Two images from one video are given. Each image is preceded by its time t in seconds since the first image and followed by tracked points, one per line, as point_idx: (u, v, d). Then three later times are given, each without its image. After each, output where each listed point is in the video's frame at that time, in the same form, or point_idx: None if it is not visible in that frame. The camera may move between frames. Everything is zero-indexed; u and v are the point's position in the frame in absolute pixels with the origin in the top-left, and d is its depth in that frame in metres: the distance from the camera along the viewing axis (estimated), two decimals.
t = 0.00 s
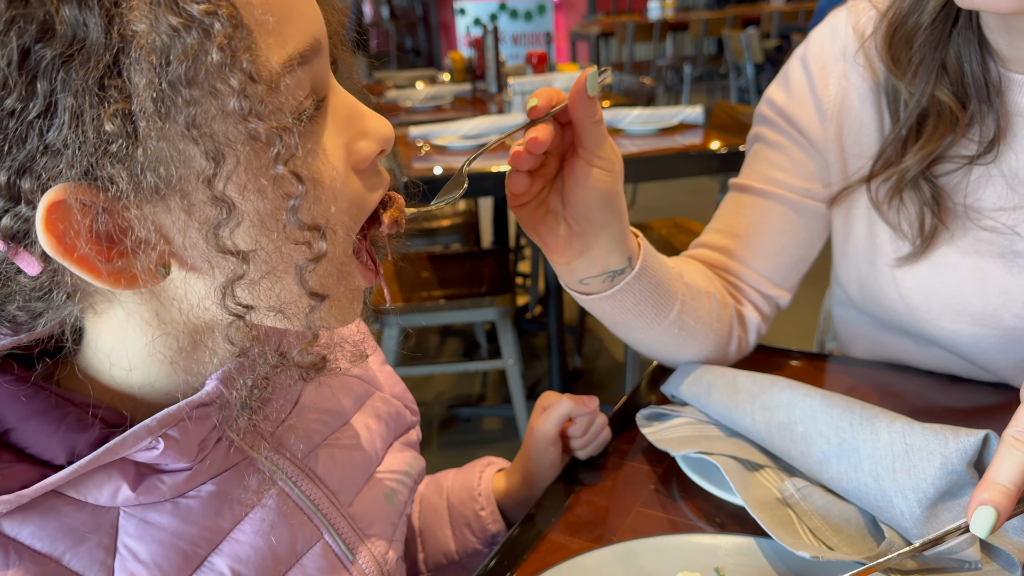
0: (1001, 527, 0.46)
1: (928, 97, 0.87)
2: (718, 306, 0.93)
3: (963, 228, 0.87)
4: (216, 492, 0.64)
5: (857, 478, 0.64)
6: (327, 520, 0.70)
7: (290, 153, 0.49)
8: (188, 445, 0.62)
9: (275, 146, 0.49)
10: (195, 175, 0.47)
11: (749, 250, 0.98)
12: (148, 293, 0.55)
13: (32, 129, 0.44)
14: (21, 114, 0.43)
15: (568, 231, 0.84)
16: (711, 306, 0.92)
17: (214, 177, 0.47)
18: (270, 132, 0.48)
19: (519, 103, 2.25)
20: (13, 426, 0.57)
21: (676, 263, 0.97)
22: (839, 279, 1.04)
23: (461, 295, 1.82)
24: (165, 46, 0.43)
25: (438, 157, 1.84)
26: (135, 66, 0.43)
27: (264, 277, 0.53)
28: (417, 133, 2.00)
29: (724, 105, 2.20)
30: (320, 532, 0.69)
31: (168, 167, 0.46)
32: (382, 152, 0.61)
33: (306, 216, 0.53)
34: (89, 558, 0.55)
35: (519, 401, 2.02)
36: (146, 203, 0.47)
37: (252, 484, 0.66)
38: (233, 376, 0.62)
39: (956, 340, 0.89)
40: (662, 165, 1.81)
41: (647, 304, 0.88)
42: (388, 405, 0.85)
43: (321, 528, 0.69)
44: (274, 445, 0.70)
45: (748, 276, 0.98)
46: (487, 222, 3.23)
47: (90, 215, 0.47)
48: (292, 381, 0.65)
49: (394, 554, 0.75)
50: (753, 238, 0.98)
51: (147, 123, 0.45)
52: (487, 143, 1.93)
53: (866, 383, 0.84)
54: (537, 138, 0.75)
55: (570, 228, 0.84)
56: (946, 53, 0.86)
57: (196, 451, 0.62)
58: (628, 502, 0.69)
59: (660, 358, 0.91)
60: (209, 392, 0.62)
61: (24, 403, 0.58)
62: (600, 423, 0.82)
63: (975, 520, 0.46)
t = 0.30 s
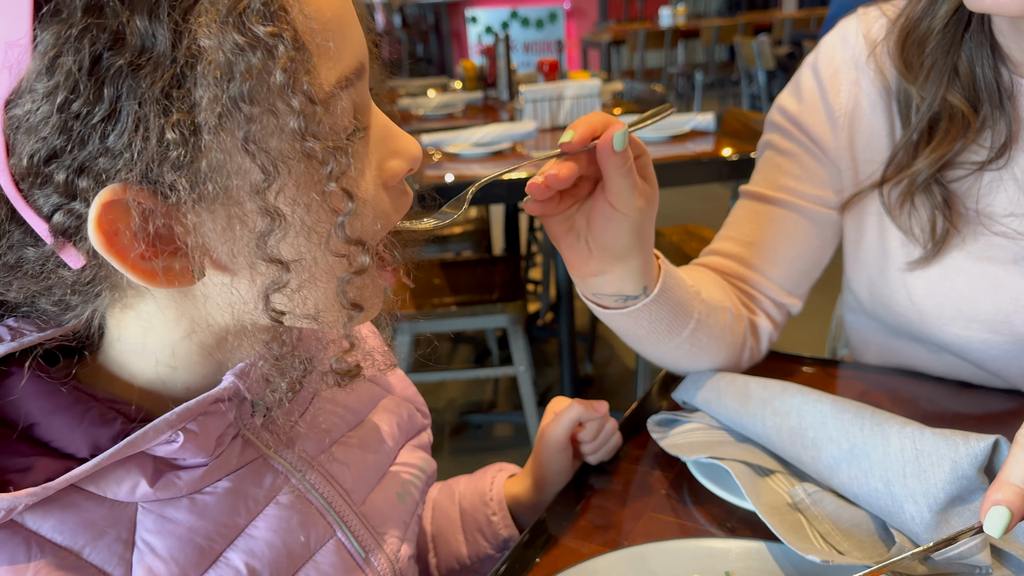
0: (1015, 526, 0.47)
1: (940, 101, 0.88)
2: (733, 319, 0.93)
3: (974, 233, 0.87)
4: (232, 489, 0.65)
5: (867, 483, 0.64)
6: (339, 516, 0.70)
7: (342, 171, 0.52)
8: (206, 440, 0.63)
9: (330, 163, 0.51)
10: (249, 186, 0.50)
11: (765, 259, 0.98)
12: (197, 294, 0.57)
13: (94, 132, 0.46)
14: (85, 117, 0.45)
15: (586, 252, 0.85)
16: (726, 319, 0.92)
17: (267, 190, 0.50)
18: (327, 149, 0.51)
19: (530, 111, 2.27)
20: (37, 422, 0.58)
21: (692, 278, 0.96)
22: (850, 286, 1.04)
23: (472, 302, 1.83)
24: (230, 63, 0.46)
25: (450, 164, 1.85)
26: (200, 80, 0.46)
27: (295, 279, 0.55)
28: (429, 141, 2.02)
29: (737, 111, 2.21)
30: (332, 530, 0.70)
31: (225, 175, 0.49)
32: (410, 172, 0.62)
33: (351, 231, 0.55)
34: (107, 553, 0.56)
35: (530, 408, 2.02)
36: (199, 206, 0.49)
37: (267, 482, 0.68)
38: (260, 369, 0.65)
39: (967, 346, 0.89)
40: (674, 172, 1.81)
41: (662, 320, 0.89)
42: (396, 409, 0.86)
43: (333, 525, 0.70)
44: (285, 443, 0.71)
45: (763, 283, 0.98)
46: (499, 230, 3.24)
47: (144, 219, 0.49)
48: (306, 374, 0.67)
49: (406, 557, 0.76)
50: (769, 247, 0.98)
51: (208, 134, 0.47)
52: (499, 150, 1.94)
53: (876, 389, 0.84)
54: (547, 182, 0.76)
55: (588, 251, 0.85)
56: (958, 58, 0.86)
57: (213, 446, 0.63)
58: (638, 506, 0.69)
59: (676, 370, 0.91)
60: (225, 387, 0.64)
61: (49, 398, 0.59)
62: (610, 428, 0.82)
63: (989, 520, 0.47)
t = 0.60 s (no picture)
0: (1021, 530, 0.47)
1: (947, 105, 0.88)
2: (743, 326, 0.93)
3: (981, 237, 0.87)
4: (242, 489, 0.66)
5: (874, 488, 0.64)
6: (348, 516, 0.71)
7: (349, 214, 0.53)
8: (215, 442, 0.64)
9: (335, 205, 0.52)
10: (255, 216, 0.51)
11: (777, 265, 0.98)
12: (188, 306, 0.59)
13: (109, 132, 0.47)
14: (103, 117, 0.47)
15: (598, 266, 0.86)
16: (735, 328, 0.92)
17: (270, 222, 0.51)
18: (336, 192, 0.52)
19: (537, 116, 2.27)
20: (51, 419, 0.60)
21: (700, 285, 0.96)
22: (858, 292, 1.04)
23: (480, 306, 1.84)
24: (253, 93, 0.48)
25: (457, 169, 1.86)
26: (221, 104, 0.48)
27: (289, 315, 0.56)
28: (438, 146, 2.03)
29: (745, 116, 2.21)
30: (340, 528, 0.70)
31: (231, 200, 0.51)
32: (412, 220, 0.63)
33: (353, 271, 0.56)
34: (120, 550, 0.58)
35: (537, 412, 2.02)
36: (201, 223, 0.51)
37: (276, 482, 0.68)
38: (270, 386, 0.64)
39: (974, 350, 0.89)
40: (681, 177, 1.81)
41: (674, 329, 0.89)
42: (405, 411, 0.86)
43: (342, 524, 0.71)
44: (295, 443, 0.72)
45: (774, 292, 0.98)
46: (507, 234, 3.25)
47: (139, 226, 0.50)
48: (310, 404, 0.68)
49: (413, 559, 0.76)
50: (776, 252, 0.98)
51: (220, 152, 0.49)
52: (506, 155, 1.95)
53: (883, 393, 0.84)
54: (564, 208, 0.74)
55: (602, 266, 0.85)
56: (964, 62, 0.87)
57: (222, 448, 0.64)
58: (645, 510, 0.70)
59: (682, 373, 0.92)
60: (231, 389, 0.64)
61: (63, 397, 0.61)
62: (618, 432, 0.83)
63: (995, 524, 0.47)
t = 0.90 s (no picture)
0: None
1: (951, 108, 0.89)
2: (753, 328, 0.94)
3: (984, 239, 0.88)
4: (240, 488, 0.67)
5: (877, 490, 0.64)
6: (346, 514, 0.72)
7: (318, 238, 0.52)
8: (212, 442, 0.65)
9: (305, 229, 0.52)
10: (232, 230, 0.52)
11: (786, 269, 0.98)
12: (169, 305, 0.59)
13: (91, 128, 0.49)
14: (87, 113, 0.48)
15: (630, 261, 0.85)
16: (749, 329, 0.93)
17: (245, 237, 0.51)
18: (308, 217, 0.52)
19: (541, 120, 2.28)
20: (48, 419, 0.61)
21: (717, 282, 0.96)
22: (861, 295, 1.04)
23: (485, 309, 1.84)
24: (233, 109, 0.48)
25: (462, 172, 1.87)
26: (201, 114, 0.48)
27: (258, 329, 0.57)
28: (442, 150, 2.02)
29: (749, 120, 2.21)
30: (338, 526, 0.71)
31: (206, 205, 0.51)
32: (397, 251, 0.62)
33: (319, 296, 0.55)
34: (117, 548, 0.59)
35: (541, 414, 2.02)
36: (169, 221, 0.52)
37: (274, 480, 0.69)
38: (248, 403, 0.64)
39: (977, 353, 0.89)
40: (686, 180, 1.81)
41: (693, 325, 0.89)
42: (408, 413, 0.87)
43: (339, 522, 0.71)
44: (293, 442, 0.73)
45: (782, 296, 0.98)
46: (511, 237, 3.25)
47: (111, 218, 0.51)
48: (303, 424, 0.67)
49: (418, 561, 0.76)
50: (782, 256, 0.98)
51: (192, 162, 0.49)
52: (511, 158, 1.95)
53: (887, 396, 0.84)
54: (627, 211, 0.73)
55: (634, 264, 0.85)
56: (969, 64, 0.87)
57: (219, 448, 0.65)
58: (648, 512, 0.70)
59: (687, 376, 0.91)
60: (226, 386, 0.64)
61: (60, 397, 0.62)
62: (622, 435, 0.83)
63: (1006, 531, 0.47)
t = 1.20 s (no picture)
0: None
1: (948, 119, 0.90)
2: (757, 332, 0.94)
3: (983, 245, 0.88)
4: (244, 487, 0.67)
5: (876, 493, 0.64)
6: (346, 515, 0.72)
7: (267, 241, 0.52)
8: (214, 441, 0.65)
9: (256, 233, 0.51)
10: (188, 229, 0.52)
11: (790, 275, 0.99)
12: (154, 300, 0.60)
13: (66, 118, 0.50)
14: (63, 103, 0.50)
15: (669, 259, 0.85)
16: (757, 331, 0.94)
17: (203, 235, 0.51)
18: (261, 221, 0.51)
19: (542, 122, 2.28)
20: (51, 417, 0.62)
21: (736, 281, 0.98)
22: (860, 297, 1.05)
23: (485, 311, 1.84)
24: (195, 107, 0.48)
25: (462, 175, 1.87)
26: (165, 110, 0.48)
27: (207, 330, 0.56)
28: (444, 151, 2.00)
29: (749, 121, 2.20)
30: (339, 527, 0.71)
31: (173, 200, 0.52)
32: (379, 262, 0.60)
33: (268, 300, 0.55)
34: (118, 547, 0.59)
35: (542, 417, 2.02)
36: (129, 214, 0.53)
37: (274, 480, 0.69)
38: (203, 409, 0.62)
39: (975, 356, 0.89)
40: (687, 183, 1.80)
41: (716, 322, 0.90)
42: (408, 415, 0.87)
43: (340, 523, 0.72)
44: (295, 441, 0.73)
45: (784, 300, 0.99)
46: (511, 239, 3.26)
47: (87, 207, 0.52)
48: (256, 435, 0.66)
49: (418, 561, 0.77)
50: (779, 258, 0.98)
51: (150, 156, 0.50)
52: (511, 161, 1.95)
53: (886, 398, 0.85)
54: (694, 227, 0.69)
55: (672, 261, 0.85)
56: (964, 75, 0.88)
57: (220, 448, 0.66)
58: (647, 515, 0.70)
59: (692, 379, 0.92)
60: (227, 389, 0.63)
61: (61, 395, 0.63)
62: (619, 437, 0.83)
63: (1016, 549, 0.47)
